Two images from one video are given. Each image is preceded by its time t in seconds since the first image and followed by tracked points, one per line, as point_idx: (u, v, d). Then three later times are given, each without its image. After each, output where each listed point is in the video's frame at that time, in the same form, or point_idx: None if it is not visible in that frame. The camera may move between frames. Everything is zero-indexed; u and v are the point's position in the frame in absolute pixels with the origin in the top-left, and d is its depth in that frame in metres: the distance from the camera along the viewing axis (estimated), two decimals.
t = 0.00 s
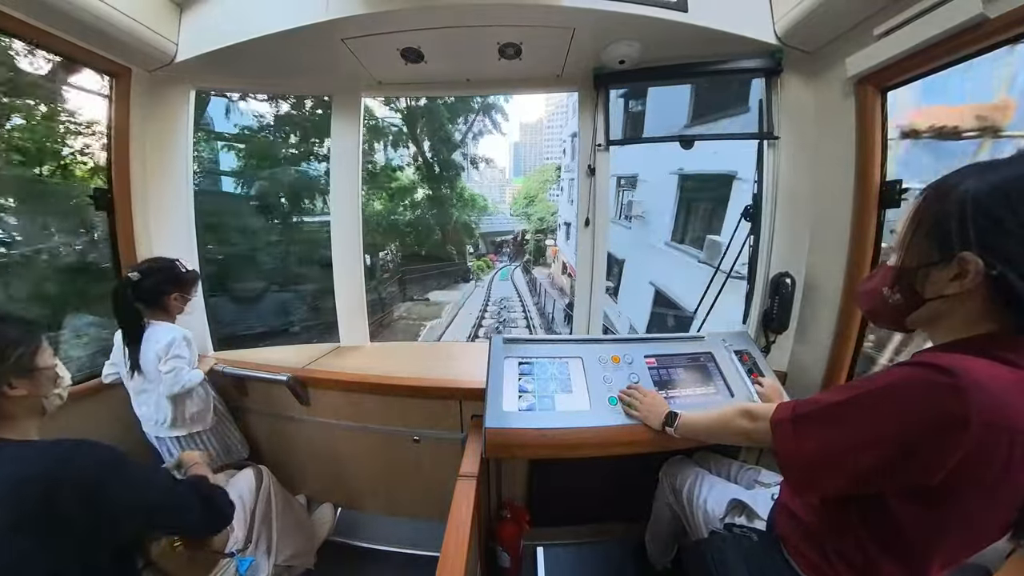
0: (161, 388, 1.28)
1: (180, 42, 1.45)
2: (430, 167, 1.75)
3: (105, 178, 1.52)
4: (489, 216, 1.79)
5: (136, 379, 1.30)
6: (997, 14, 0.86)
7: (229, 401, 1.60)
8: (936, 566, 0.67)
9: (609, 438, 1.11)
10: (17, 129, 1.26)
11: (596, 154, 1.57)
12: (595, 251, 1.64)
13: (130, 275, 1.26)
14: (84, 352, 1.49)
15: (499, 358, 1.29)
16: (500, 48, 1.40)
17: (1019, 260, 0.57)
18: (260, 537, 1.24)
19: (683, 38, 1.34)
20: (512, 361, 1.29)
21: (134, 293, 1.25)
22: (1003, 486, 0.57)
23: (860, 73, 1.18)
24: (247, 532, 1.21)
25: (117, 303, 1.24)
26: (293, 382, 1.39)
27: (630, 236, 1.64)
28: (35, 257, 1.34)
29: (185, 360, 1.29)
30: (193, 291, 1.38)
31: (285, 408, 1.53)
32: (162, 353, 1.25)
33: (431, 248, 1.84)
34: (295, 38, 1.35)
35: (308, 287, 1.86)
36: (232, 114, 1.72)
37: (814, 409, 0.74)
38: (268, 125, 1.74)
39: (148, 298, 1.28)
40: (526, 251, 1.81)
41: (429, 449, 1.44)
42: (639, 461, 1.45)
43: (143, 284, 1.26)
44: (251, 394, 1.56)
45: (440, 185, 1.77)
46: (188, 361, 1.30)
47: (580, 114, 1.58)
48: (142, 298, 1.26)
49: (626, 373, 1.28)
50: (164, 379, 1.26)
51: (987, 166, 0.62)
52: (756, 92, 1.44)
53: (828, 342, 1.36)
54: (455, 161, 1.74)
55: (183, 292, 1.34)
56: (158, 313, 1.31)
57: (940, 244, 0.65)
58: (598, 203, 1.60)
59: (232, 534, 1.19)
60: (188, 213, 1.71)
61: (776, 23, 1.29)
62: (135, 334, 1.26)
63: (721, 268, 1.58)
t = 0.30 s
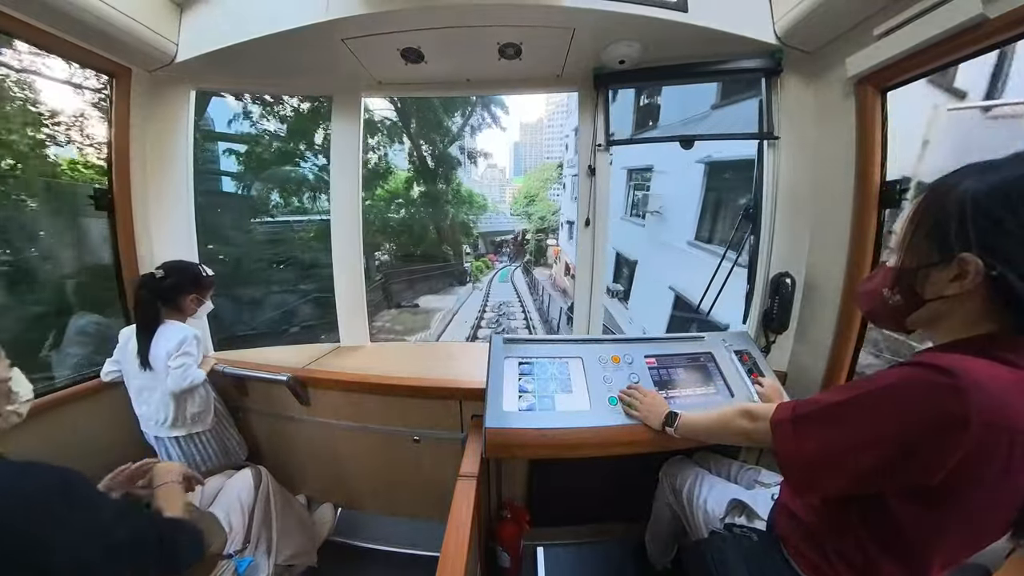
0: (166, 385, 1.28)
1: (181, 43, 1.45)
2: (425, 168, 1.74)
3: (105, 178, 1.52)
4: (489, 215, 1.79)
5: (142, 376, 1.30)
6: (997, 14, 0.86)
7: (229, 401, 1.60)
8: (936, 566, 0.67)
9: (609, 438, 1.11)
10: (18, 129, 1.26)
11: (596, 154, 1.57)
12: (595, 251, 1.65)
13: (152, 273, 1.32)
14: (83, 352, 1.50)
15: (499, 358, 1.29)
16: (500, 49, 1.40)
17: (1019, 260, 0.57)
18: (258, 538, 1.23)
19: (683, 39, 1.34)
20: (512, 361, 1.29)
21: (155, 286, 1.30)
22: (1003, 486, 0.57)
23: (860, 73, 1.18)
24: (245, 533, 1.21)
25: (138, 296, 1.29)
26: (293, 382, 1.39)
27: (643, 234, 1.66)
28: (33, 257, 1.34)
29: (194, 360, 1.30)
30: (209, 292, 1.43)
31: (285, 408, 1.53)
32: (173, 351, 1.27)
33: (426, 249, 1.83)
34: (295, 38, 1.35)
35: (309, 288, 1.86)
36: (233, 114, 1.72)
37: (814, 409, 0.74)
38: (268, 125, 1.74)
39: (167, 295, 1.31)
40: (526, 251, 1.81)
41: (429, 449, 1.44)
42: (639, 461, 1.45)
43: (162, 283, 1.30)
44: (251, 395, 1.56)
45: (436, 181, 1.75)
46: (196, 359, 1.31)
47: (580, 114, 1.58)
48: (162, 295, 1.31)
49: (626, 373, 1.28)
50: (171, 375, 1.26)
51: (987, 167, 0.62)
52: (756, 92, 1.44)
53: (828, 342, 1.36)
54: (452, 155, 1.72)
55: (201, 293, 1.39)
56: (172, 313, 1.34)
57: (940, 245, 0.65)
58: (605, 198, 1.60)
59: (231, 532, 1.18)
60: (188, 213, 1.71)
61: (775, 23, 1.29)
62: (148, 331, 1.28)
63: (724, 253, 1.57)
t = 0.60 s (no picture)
0: (169, 384, 1.28)
1: (181, 43, 1.45)
2: (420, 164, 1.74)
3: (105, 178, 1.52)
4: (487, 214, 1.77)
5: (145, 374, 1.31)
6: (997, 14, 0.86)
7: (229, 401, 1.60)
8: (935, 567, 0.67)
9: (609, 438, 1.11)
10: (13, 129, 1.27)
11: (596, 154, 1.57)
12: (595, 251, 1.65)
13: (168, 272, 1.34)
14: (84, 352, 1.50)
15: (499, 358, 1.29)
16: (500, 49, 1.40)
17: (1019, 260, 0.57)
18: (260, 543, 1.23)
19: (682, 39, 1.34)
20: (512, 361, 1.29)
21: (166, 287, 1.32)
22: (1003, 486, 0.57)
23: (860, 73, 1.18)
24: (247, 538, 1.20)
25: (151, 294, 1.32)
26: (293, 382, 1.39)
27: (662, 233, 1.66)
28: (29, 256, 1.34)
29: (199, 360, 1.30)
30: (218, 297, 1.44)
31: (285, 408, 1.53)
32: (179, 350, 1.28)
33: (422, 249, 1.83)
34: (295, 38, 1.35)
35: (309, 288, 1.86)
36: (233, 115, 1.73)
37: (814, 409, 0.74)
38: (268, 125, 1.74)
39: (173, 296, 1.32)
40: (527, 251, 1.81)
41: (429, 449, 1.44)
42: (639, 461, 1.45)
43: (175, 283, 1.33)
44: (251, 395, 1.56)
45: (431, 179, 1.75)
46: (201, 359, 1.31)
47: (580, 114, 1.58)
48: (170, 295, 1.32)
49: (626, 373, 1.28)
50: (175, 373, 1.26)
51: (987, 167, 0.62)
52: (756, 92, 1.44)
53: (829, 341, 1.36)
54: (448, 148, 1.71)
55: (210, 296, 1.40)
56: (178, 314, 1.35)
57: (941, 245, 0.65)
58: (624, 190, 1.60)
59: (231, 536, 1.17)
60: (187, 214, 1.71)
61: (775, 23, 1.29)
62: (155, 329, 1.30)
63: (729, 243, 1.54)
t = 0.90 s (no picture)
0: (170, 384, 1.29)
1: (182, 44, 1.46)
2: (414, 160, 1.73)
3: (105, 178, 1.53)
4: (489, 214, 1.77)
5: (145, 374, 1.31)
6: (999, 13, 0.86)
7: (230, 401, 1.60)
8: (935, 567, 0.67)
9: (610, 438, 1.11)
10: (14, 129, 1.27)
11: (596, 154, 1.57)
12: (596, 250, 1.65)
13: (171, 273, 1.33)
14: (85, 352, 1.51)
15: (499, 358, 1.29)
16: (501, 49, 1.41)
17: (1021, 260, 0.56)
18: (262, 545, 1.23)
19: (683, 38, 1.34)
20: (512, 361, 1.29)
21: (167, 288, 1.32)
22: (1004, 487, 0.57)
23: (860, 73, 1.18)
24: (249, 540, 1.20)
25: (155, 294, 1.32)
26: (293, 382, 1.40)
27: (685, 230, 1.63)
28: (29, 255, 1.34)
29: (201, 361, 1.31)
30: (220, 298, 1.44)
31: (286, 408, 1.53)
32: (181, 350, 1.29)
33: (420, 249, 1.82)
34: (295, 39, 1.35)
35: (310, 288, 1.86)
36: (234, 116, 1.73)
37: (815, 410, 0.73)
38: (270, 125, 1.74)
39: (176, 297, 1.33)
40: (528, 251, 1.80)
41: (429, 449, 1.44)
42: (640, 462, 1.45)
43: (178, 284, 1.32)
44: (252, 395, 1.56)
45: (423, 180, 1.74)
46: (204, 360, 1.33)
47: (580, 114, 1.58)
48: (173, 296, 1.32)
49: (627, 373, 1.28)
50: (178, 374, 1.27)
51: (988, 167, 0.62)
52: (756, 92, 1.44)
53: (830, 341, 1.36)
54: (443, 139, 1.71)
55: (212, 297, 1.40)
56: (182, 316, 1.35)
57: (942, 245, 0.65)
58: (635, 184, 1.60)
59: (235, 539, 1.18)
60: (188, 214, 1.72)
61: (776, 23, 1.29)
62: (160, 328, 1.31)
63: (730, 244, 1.56)
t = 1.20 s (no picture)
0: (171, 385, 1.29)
1: (183, 44, 1.46)
2: (408, 158, 1.73)
3: (107, 177, 1.53)
4: (489, 214, 1.76)
5: (144, 375, 1.31)
6: (1000, 14, 0.86)
7: (231, 401, 1.60)
8: (936, 568, 0.67)
9: (610, 438, 1.11)
10: (16, 129, 1.28)
11: (597, 154, 1.58)
12: (597, 250, 1.65)
13: (169, 279, 1.34)
14: (87, 352, 1.51)
15: (499, 358, 1.29)
16: (501, 50, 1.41)
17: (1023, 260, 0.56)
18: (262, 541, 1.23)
19: (683, 39, 1.34)
20: (513, 361, 1.29)
21: (169, 292, 1.32)
22: (1005, 487, 0.57)
23: (861, 74, 1.18)
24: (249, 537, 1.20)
25: (154, 299, 1.33)
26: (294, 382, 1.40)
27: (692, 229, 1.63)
28: (32, 254, 1.35)
29: (202, 361, 1.31)
30: (222, 298, 1.44)
31: (287, 408, 1.53)
32: (183, 351, 1.29)
33: (417, 249, 1.82)
34: (296, 39, 1.36)
35: (311, 287, 1.87)
36: (235, 117, 1.73)
37: (815, 410, 0.73)
38: (271, 125, 1.74)
39: (177, 299, 1.33)
40: (529, 251, 1.80)
41: (429, 449, 1.45)
42: (641, 462, 1.45)
43: (176, 288, 1.33)
44: (253, 395, 1.57)
45: (417, 181, 1.75)
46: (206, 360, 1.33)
47: (581, 114, 1.58)
48: (174, 298, 1.33)
49: (628, 373, 1.28)
50: (181, 374, 1.27)
51: (989, 168, 0.62)
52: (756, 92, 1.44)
53: (831, 341, 1.35)
54: (438, 129, 1.70)
55: (213, 298, 1.40)
56: (185, 317, 1.36)
57: (943, 246, 0.64)
58: (648, 178, 1.60)
59: (234, 538, 1.19)
60: (189, 214, 1.72)
61: (777, 23, 1.29)
62: (163, 330, 1.31)
63: (731, 245, 1.57)
